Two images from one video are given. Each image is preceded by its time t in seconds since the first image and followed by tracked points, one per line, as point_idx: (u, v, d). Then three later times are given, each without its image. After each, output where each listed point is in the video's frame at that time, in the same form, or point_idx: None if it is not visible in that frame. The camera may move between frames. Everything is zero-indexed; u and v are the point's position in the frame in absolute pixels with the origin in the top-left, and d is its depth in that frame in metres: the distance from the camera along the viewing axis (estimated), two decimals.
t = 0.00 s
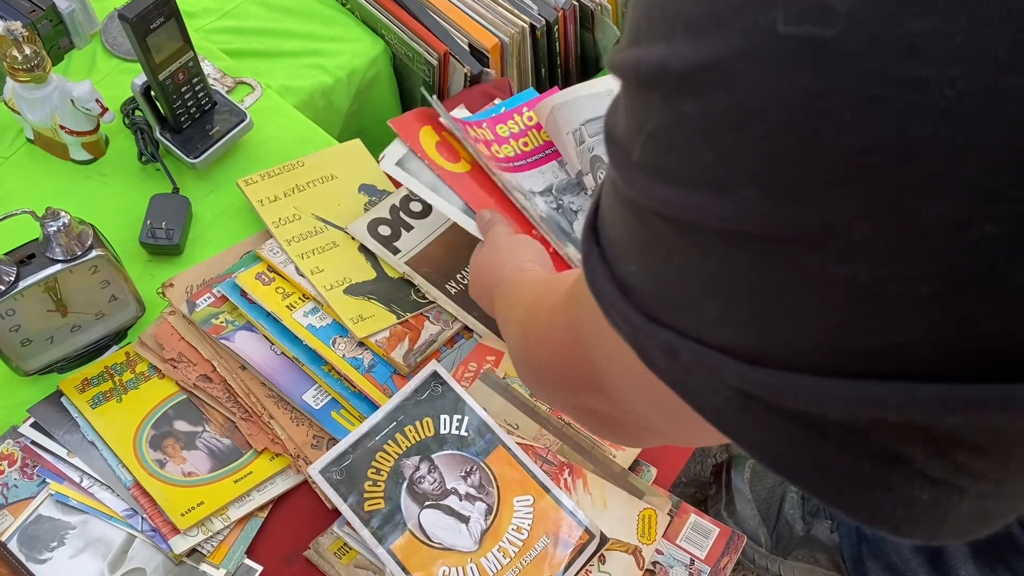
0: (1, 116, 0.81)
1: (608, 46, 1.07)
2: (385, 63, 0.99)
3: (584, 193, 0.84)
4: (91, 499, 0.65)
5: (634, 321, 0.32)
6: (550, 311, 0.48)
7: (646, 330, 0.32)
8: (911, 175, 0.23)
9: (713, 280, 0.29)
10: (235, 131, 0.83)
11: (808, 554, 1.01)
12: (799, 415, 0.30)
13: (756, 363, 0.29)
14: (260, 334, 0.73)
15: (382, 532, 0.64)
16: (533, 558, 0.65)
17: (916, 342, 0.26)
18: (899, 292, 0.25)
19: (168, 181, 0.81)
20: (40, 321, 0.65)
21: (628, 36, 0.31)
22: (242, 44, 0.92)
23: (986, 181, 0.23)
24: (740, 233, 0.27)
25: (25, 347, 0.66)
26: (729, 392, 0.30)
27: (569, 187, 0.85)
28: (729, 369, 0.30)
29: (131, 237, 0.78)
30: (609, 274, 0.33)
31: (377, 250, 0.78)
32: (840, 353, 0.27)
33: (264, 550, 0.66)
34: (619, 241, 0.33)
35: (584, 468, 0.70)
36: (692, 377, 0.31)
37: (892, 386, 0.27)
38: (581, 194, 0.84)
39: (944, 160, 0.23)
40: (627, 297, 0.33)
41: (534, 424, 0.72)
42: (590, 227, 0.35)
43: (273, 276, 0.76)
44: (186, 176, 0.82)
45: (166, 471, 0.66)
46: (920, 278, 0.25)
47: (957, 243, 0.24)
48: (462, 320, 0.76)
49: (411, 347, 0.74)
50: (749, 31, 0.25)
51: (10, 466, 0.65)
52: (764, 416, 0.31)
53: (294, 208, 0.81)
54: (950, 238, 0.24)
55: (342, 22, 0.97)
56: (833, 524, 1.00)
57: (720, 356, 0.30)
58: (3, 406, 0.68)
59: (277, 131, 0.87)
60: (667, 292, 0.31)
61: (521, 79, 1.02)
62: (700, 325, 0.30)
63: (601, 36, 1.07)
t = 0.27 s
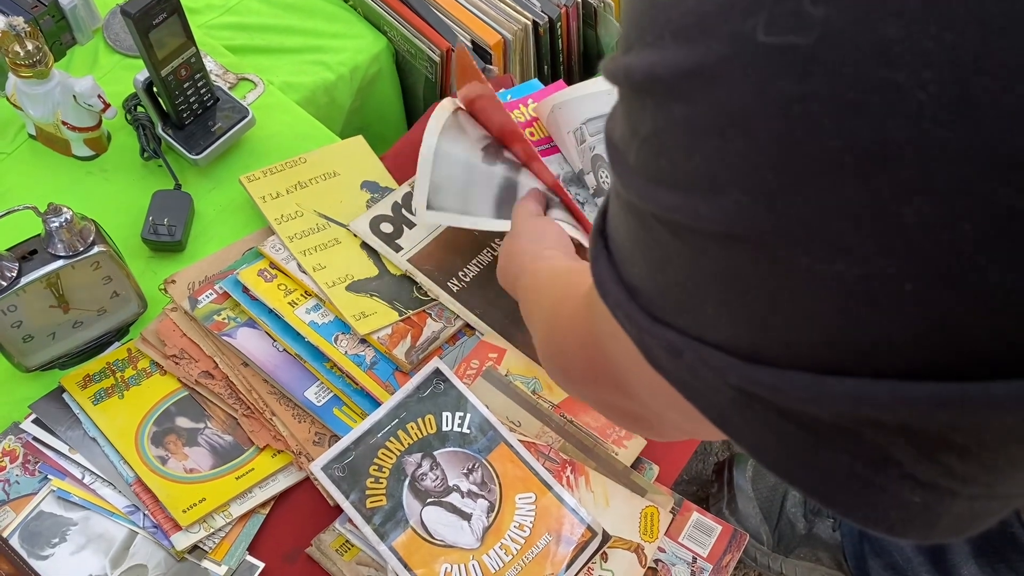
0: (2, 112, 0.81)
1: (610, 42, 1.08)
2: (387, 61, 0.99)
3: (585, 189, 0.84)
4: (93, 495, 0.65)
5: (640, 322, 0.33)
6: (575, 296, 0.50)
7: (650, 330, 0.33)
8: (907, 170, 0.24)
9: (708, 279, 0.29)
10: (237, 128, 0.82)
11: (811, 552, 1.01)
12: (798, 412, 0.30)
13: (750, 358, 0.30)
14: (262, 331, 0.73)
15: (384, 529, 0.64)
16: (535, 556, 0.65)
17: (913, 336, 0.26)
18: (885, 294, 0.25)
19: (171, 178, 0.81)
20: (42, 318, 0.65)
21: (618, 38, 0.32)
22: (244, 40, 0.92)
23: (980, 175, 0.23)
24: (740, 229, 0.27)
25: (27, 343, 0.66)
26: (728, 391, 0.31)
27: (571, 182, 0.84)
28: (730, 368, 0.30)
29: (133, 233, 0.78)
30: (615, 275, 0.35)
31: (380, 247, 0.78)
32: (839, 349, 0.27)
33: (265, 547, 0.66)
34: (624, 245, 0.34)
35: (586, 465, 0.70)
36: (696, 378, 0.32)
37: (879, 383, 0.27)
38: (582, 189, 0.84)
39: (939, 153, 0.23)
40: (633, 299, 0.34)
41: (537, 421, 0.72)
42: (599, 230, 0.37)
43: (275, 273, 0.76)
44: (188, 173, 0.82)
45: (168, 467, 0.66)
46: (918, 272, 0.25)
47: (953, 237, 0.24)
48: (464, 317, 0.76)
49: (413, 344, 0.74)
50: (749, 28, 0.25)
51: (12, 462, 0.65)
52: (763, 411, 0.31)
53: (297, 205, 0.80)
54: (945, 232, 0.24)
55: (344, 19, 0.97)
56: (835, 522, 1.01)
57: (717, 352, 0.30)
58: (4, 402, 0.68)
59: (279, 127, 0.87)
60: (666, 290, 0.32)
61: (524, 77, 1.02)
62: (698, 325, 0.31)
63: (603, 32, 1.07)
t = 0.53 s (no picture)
0: (2, 110, 0.81)
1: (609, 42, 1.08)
2: (387, 60, 0.99)
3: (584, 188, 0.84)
4: (92, 494, 0.65)
5: (629, 309, 0.34)
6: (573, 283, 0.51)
7: (640, 319, 0.34)
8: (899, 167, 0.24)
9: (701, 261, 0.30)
10: (236, 127, 0.82)
11: (809, 552, 1.01)
12: (793, 409, 0.30)
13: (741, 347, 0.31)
14: (261, 329, 0.73)
15: (382, 528, 0.64)
16: (533, 555, 0.65)
17: (907, 329, 0.26)
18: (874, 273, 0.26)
19: (170, 175, 0.81)
20: (41, 316, 0.65)
21: (616, 31, 0.33)
22: (245, 39, 0.92)
23: (974, 164, 0.24)
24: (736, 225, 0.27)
25: (26, 340, 0.66)
26: (718, 380, 0.32)
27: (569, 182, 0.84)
28: (717, 355, 0.31)
29: (133, 231, 0.78)
30: (607, 264, 0.36)
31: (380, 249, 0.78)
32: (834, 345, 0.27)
33: (263, 546, 0.66)
34: (614, 232, 0.35)
35: (585, 464, 0.70)
36: (684, 366, 0.33)
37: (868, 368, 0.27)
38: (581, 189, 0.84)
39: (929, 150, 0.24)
40: (624, 288, 0.35)
41: (536, 420, 0.72)
42: (591, 221, 0.38)
43: (274, 272, 0.76)
44: (188, 171, 0.82)
45: (166, 466, 0.66)
46: (910, 267, 0.25)
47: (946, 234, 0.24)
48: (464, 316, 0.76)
49: (413, 343, 0.73)
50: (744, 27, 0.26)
51: (11, 460, 0.65)
52: (758, 409, 0.31)
53: (296, 204, 0.80)
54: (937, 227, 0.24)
55: (345, 18, 0.97)
56: (834, 523, 1.01)
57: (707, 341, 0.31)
58: (3, 400, 0.68)
59: (280, 125, 0.87)
60: (659, 279, 0.33)
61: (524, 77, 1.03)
62: (687, 311, 0.32)
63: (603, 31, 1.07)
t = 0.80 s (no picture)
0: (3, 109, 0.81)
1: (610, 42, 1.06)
2: (388, 60, 0.99)
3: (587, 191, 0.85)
4: (91, 492, 0.65)
5: (643, 332, 0.35)
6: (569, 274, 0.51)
7: (655, 344, 0.35)
8: (895, 173, 0.25)
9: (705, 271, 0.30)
10: (236, 126, 0.82)
11: (808, 552, 1.02)
12: (791, 414, 0.30)
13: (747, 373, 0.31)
14: (261, 329, 0.73)
15: (381, 527, 0.65)
16: (532, 554, 0.65)
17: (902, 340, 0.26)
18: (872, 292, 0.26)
19: (170, 175, 0.81)
20: (41, 315, 0.65)
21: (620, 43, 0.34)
22: (245, 39, 0.92)
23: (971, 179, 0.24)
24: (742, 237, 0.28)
25: (27, 340, 0.66)
26: (726, 409, 0.33)
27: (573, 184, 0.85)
28: (726, 384, 0.32)
29: (132, 230, 0.78)
30: (626, 288, 0.37)
31: (380, 252, 0.79)
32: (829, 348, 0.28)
33: (263, 545, 0.66)
34: (635, 256, 0.35)
35: (583, 464, 0.70)
36: (696, 392, 0.33)
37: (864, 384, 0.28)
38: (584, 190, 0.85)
39: (930, 164, 0.24)
40: (642, 312, 0.35)
41: (535, 420, 0.72)
42: (615, 247, 0.39)
43: (274, 271, 0.76)
44: (188, 171, 0.82)
45: (166, 465, 0.66)
46: (908, 287, 0.26)
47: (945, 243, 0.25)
48: (464, 315, 0.76)
49: (412, 343, 0.74)
50: (743, 36, 0.26)
51: (11, 458, 0.65)
52: (753, 404, 0.31)
53: (296, 203, 0.81)
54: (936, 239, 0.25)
55: (346, 17, 0.97)
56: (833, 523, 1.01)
57: (716, 368, 0.32)
58: (3, 399, 0.68)
59: (281, 125, 0.87)
60: (669, 298, 0.33)
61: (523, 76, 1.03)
62: (696, 337, 0.33)
63: (604, 31, 1.05)
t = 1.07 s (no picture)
0: (4, 109, 0.81)
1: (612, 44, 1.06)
2: (389, 61, 0.99)
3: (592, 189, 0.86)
4: (92, 492, 0.65)
5: (664, 342, 0.38)
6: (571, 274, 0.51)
7: (673, 353, 0.37)
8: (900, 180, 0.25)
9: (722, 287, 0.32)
10: (237, 128, 0.83)
11: (808, 553, 1.02)
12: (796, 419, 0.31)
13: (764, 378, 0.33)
14: (262, 330, 0.73)
15: (382, 528, 0.65)
16: (533, 556, 0.65)
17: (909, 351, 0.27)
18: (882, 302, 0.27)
19: (172, 176, 0.81)
20: (44, 316, 0.65)
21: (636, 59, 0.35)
22: (247, 40, 0.92)
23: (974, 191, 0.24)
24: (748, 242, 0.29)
25: (29, 340, 0.66)
26: (741, 417, 0.35)
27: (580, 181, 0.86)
28: (740, 392, 0.34)
29: (134, 231, 0.78)
30: (648, 299, 0.39)
31: (381, 253, 0.79)
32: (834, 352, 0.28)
33: (263, 546, 0.66)
34: (654, 269, 0.38)
35: (584, 466, 0.70)
36: (713, 398, 0.35)
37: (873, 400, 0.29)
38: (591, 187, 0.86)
39: (932, 178, 0.25)
40: (663, 321, 0.38)
41: (535, 422, 0.72)
42: (636, 259, 0.42)
43: (276, 272, 0.76)
44: (190, 171, 0.82)
45: (167, 465, 0.66)
46: (918, 300, 0.27)
47: (948, 249, 0.25)
48: (464, 316, 0.77)
49: (413, 344, 0.74)
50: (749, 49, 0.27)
51: (12, 458, 0.65)
52: (766, 412, 0.33)
53: (297, 205, 0.81)
54: (938, 246, 0.25)
55: (348, 19, 0.97)
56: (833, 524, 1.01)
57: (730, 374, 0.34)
58: (5, 399, 0.69)
59: (283, 126, 0.87)
60: (688, 308, 0.35)
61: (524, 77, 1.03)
62: (714, 345, 0.35)
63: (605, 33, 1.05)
